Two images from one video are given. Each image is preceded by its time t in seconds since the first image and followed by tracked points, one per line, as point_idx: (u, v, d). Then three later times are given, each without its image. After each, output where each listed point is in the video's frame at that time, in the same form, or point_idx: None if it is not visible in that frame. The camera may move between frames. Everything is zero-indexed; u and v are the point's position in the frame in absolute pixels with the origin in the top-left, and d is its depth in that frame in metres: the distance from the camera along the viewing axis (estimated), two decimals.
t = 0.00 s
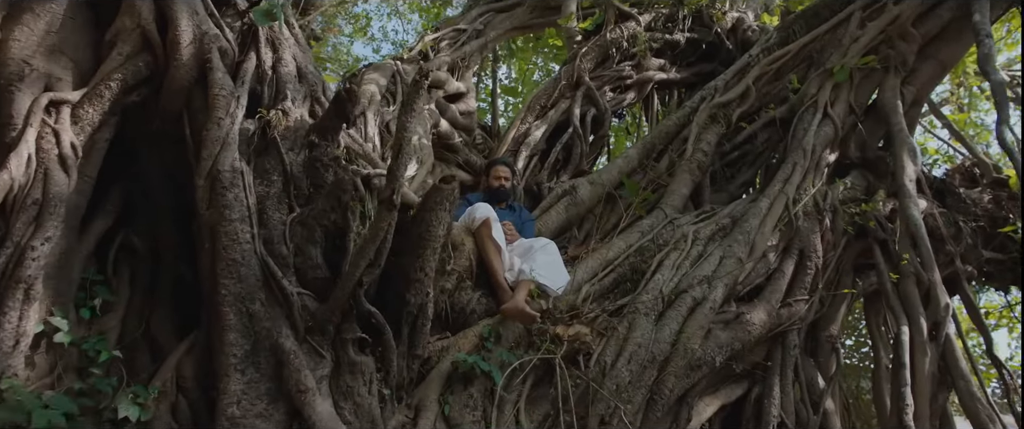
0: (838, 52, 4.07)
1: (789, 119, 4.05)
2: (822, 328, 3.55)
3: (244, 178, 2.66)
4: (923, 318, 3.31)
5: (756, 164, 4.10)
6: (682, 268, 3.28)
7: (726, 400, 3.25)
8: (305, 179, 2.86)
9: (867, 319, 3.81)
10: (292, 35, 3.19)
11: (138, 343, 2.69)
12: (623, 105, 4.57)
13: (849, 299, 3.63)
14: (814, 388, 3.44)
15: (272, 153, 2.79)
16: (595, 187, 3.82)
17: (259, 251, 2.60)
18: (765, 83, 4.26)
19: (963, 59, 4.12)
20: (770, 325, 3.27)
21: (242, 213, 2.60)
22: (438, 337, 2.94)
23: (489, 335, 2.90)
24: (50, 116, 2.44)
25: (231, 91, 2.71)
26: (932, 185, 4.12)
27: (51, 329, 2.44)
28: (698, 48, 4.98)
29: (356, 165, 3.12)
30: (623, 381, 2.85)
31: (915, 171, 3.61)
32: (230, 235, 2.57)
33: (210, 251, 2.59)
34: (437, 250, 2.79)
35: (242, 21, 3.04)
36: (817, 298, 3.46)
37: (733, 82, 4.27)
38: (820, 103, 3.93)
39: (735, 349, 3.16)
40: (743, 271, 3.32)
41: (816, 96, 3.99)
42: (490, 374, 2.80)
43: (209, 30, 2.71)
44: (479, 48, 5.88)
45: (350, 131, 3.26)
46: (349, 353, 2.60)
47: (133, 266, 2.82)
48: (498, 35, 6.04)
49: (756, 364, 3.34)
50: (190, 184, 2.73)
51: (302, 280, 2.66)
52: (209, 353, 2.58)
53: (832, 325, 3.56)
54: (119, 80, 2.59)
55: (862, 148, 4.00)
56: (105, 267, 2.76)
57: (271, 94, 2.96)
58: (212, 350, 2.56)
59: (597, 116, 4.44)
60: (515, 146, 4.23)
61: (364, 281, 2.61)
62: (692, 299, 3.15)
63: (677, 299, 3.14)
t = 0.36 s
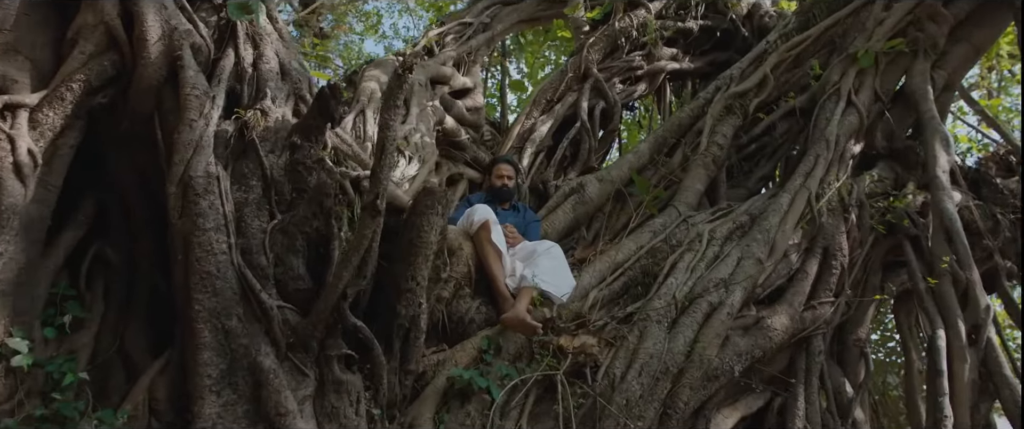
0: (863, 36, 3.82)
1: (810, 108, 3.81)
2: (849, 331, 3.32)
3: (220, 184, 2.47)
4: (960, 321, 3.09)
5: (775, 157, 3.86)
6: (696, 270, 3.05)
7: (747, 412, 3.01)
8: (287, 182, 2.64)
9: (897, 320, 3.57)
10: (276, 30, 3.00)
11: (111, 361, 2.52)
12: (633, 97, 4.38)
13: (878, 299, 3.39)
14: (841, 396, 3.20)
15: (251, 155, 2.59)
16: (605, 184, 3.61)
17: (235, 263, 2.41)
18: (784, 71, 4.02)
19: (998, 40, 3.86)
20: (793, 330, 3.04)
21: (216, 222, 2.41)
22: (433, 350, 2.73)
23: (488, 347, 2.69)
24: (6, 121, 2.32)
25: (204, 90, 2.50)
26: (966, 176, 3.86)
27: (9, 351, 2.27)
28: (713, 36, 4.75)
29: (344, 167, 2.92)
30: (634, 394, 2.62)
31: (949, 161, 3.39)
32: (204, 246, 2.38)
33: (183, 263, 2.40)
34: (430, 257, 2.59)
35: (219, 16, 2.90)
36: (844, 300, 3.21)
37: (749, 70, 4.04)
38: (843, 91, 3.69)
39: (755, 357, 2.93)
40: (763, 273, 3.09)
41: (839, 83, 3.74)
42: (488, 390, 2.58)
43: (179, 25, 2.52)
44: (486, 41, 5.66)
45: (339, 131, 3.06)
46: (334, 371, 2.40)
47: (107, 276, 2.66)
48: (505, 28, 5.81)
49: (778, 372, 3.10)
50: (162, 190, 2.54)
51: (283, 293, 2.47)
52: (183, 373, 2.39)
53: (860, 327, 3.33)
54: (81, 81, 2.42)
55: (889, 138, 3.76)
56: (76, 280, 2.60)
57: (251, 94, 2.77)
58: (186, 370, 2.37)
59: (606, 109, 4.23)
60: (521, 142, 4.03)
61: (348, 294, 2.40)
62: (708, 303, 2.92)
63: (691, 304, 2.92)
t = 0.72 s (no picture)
0: (891, 17, 3.57)
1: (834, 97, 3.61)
2: (882, 335, 3.08)
3: (192, 192, 2.28)
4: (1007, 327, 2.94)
5: (798, 150, 3.63)
6: (714, 273, 2.83)
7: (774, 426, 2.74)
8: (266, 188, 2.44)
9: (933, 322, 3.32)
10: (258, 26, 2.82)
11: (82, 384, 2.33)
12: (646, 89, 4.17)
13: (912, 301, 3.16)
14: (876, 406, 2.96)
15: (227, 160, 2.41)
16: (616, 182, 3.39)
17: (208, 277, 2.22)
18: (805, 58, 3.78)
19: None
20: (821, 337, 2.80)
21: (188, 233, 2.23)
22: (429, 365, 2.53)
23: (488, 363, 2.49)
24: None
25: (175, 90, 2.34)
26: (1006, 166, 3.60)
27: None
28: (729, 24, 4.52)
29: (333, 171, 2.72)
30: (647, 411, 2.41)
31: (988, 152, 3.25)
32: (174, 260, 2.20)
33: (153, 278, 2.22)
34: (422, 267, 2.39)
35: (195, 12, 2.71)
36: (875, 303, 2.97)
37: (768, 58, 3.79)
38: (870, 78, 3.45)
39: (780, 367, 2.70)
40: (787, 274, 2.86)
41: (866, 69, 3.49)
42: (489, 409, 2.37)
43: (146, 21, 2.36)
44: (493, 36, 5.46)
45: (327, 132, 2.87)
46: (318, 392, 2.23)
47: (80, 292, 2.47)
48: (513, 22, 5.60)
49: (806, 381, 2.86)
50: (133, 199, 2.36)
51: (262, 308, 2.28)
52: (155, 397, 2.20)
53: (894, 332, 3.09)
54: (39, 83, 2.25)
55: (921, 127, 3.51)
56: (47, 296, 2.41)
57: (229, 93, 2.58)
58: (157, 394, 2.18)
59: (618, 102, 4.02)
60: (527, 139, 3.82)
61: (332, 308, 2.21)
62: (728, 309, 2.70)
63: (709, 311, 2.69)
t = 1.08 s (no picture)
0: None
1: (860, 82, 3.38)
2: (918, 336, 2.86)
3: (165, 195, 2.11)
4: None
5: (822, 139, 3.42)
6: (734, 273, 2.62)
7: None
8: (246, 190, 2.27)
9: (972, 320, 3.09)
10: (240, 17, 2.64)
11: (54, 403, 2.18)
12: (658, 78, 3.96)
13: (949, 299, 2.93)
14: (913, 413, 2.74)
15: (204, 161, 2.24)
16: (628, 176, 3.19)
17: (182, 287, 2.04)
18: (828, 40, 3.55)
19: None
20: (851, 340, 2.59)
21: (159, 240, 2.06)
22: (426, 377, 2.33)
23: (489, 374, 2.30)
24: None
25: (144, 86, 2.18)
26: None
27: None
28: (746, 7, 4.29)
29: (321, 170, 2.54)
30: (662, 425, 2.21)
31: None
32: (144, 269, 2.02)
33: (122, 289, 2.05)
34: (416, 272, 2.20)
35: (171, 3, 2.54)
36: (910, 302, 2.76)
37: (789, 41, 3.57)
38: (899, 60, 3.23)
39: (808, 373, 2.50)
40: (813, 272, 2.65)
41: (895, 51, 3.27)
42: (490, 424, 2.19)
43: (112, 12, 2.20)
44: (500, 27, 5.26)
45: (315, 127, 2.68)
46: (303, 411, 2.04)
47: (53, 305, 2.31)
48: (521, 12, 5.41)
49: (836, 388, 2.65)
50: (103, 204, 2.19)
51: (242, 320, 2.11)
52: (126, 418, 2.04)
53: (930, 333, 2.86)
54: None
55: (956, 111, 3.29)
56: (19, 309, 2.25)
57: (208, 89, 2.41)
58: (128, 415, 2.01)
59: (630, 92, 3.81)
60: (534, 133, 3.63)
61: (316, 319, 2.03)
62: (749, 312, 2.49)
63: (729, 314, 2.49)
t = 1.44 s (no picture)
0: None
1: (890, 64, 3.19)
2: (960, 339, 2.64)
3: (134, 200, 1.94)
4: None
5: (850, 127, 3.19)
6: (757, 274, 2.42)
7: None
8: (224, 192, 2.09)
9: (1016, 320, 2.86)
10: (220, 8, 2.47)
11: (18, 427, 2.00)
12: (673, 66, 3.76)
13: (993, 298, 2.72)
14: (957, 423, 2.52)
15: (176, 161, 2.07)
16: (642, 171, 2.99)
17: (151, 300, 1.87)
18: (854, 22, 3.34)
19: None
20: (887, 345, 2.39)
21: (126, 248, 1.88)
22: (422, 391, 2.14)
23: (490, 388, 2.10)
24: None
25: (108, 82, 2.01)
26: None
27: None
28: None
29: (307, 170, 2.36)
30: None
31: None
32: (109, 281, 1.85)
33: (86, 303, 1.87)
34: (408, 280, 2.02)
35: None
36: (950, 302, 2.55)
37: (812, 24, 3.34)
38: (934, 40, 3.02)
39: (841, 383, 2.29)
40: (844, 272, 2.45)
41: (929, 31, 3.06)
42: None
43: (72, 2, 2.04)
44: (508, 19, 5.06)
45: (301, 123, 2.52)
46: None
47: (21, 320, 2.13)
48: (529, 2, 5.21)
49: (871, 398, 2.44)
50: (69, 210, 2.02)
51: (218, 334, 1.93)
52: None
53: (974, 334, 2.65)
54: None
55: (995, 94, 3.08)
56: None
57: (183, 85, 2.23)
58: None
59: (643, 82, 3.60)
60: (542, 126, 3.45)
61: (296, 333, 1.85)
62: (775, 316, 2.29)
63: (752, 319, 2.29)
